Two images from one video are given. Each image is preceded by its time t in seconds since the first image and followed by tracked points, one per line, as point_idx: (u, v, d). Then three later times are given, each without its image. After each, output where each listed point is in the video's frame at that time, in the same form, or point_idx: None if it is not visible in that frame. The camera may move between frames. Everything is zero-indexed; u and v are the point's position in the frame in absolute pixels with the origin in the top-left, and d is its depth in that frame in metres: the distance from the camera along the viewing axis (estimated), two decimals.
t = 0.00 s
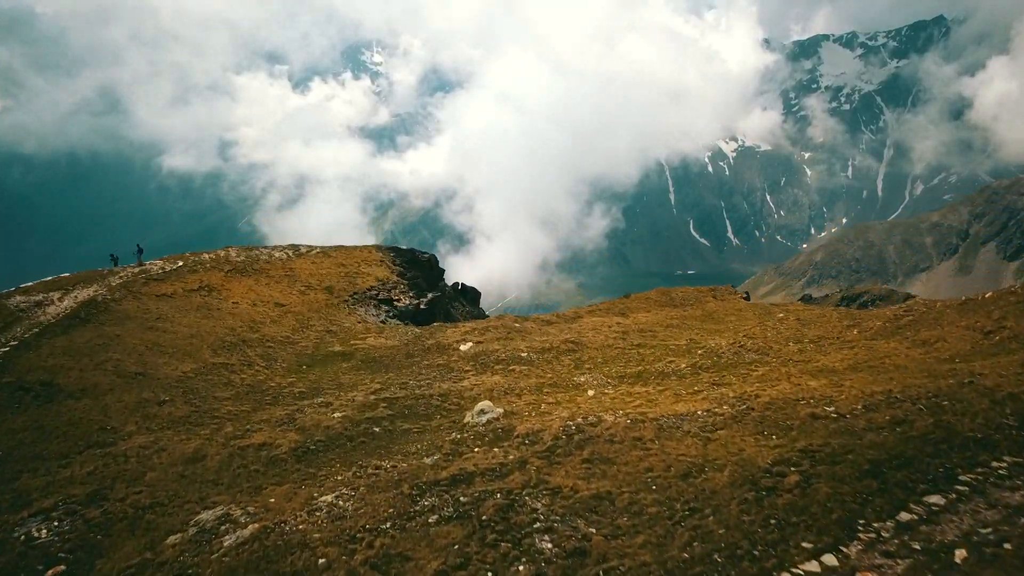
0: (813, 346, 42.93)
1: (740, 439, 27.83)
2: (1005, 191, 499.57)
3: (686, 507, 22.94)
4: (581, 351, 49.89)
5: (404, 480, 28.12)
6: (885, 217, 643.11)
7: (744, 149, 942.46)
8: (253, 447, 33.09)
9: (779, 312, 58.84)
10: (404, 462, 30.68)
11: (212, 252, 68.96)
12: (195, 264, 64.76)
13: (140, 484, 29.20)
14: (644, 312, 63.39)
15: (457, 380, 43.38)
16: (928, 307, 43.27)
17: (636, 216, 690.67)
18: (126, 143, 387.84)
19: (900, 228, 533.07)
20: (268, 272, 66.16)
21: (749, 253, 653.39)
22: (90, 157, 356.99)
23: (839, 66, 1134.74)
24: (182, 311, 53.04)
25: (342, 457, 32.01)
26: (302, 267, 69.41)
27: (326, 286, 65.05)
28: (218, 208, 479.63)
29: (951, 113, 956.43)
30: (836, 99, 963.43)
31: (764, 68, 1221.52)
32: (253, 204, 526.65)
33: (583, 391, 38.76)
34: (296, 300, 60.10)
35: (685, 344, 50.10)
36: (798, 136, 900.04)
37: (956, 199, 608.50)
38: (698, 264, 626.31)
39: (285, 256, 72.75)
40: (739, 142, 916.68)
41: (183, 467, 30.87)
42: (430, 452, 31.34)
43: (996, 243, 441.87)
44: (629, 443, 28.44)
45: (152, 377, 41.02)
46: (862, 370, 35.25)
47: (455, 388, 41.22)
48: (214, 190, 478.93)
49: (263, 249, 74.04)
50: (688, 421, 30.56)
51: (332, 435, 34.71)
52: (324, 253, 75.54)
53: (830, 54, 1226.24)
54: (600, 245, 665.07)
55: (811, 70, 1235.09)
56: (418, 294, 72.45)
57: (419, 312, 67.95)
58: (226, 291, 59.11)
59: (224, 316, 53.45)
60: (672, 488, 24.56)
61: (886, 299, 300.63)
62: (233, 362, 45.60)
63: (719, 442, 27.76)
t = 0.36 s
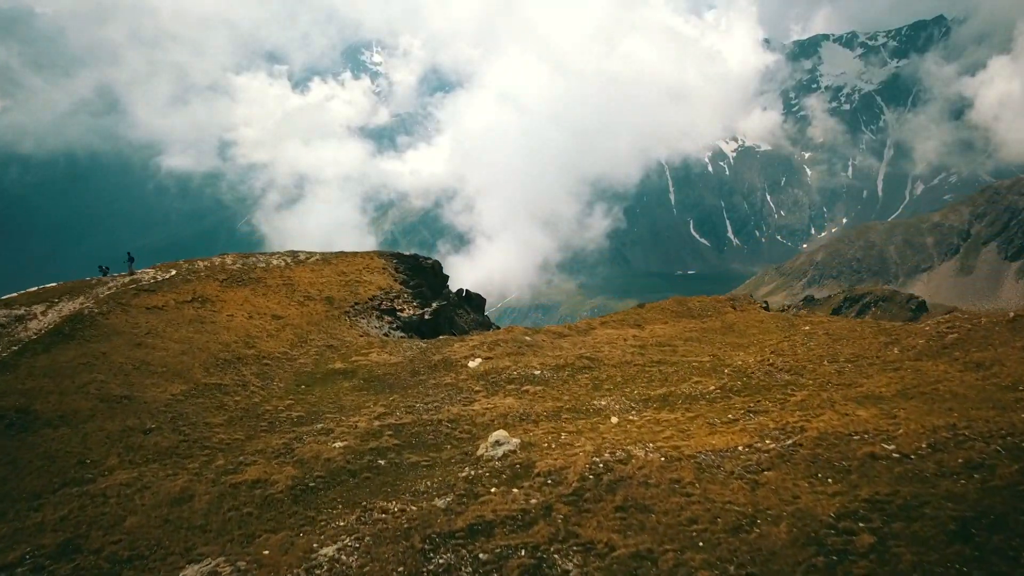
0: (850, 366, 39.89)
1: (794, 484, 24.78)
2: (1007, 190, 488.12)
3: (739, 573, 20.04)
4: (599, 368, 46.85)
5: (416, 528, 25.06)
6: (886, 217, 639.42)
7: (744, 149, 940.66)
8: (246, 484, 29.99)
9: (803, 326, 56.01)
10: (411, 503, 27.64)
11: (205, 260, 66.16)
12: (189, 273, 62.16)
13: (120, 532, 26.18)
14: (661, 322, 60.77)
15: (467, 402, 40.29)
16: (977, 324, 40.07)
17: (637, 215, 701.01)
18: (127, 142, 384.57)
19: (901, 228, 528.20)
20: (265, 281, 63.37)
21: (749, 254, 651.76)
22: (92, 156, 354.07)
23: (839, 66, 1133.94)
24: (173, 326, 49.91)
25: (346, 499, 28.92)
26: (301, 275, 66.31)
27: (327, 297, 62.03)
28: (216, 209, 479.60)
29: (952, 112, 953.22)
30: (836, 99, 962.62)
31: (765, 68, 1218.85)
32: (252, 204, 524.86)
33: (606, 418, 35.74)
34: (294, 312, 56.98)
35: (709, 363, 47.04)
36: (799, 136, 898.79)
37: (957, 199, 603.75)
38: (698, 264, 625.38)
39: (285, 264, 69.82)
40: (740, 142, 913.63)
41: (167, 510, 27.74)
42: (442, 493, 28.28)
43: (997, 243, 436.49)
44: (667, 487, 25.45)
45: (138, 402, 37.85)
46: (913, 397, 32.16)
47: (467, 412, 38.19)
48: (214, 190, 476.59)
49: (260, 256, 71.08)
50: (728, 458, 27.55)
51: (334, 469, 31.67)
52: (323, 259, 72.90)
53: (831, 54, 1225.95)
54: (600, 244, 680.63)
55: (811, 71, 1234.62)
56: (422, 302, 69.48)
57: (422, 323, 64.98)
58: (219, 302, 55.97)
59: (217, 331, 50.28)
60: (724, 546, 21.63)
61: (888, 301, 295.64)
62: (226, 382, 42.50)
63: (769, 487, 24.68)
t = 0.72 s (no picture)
0: (898, 389, 36.55)
1: (861, 540, 21.74)
2: (1008, 190, 485.90)
3: None
4: (618, 388, 43.78)
5: None
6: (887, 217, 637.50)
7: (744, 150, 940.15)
8: (238, 530, 26.88)
9: (831, 340, 52.86)
10: (423, 556, 24.50)
11: (200, 268, 63.32)
12: (183, 282, 59.27)
13: None
14: (680, 335, 57.76)
15: (479, 429, 37.17)
16: None
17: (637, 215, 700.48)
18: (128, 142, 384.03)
19: (902, 228, 524.29)
20: (263, 291, 60.41)
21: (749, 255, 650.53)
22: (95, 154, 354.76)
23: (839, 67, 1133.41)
24: (162, 342, 46.75)
25: (348, 551, 25.84)
26: (300, 285, 63.29)
27: (329, 307, 59.13)
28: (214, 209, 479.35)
29: (952, 112, 951.62)
30: (836, 100, 961.87)
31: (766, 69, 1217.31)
32: (250, 204, 523.68)
33: (634, 450, 32.69)
34: (293, 325, 53.82)
35: (737, 383, 43.78)
36: (799, 137, 897.79)
37: (958, 199, 601.60)
38: (698, 264, 624.86)
39: (283, 272, 66.87)
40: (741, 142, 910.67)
41: (148, 562, 24.72)
42: (454, 543, 25.10)
43: (998, 243, 432.29)
44: (718, 545, 22.27)
45: (122, 430, 34.81)
46: (978, 431, 29.03)
47: (483, 440, 35.06)
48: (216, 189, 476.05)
49: (257, 264, 68.16)
50: (780, 507, 24.32)
51: (333, 511, 28.44)
52: (324, 267, 70.10)
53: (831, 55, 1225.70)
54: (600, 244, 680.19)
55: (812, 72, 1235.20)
56: (427, 313, 66.53)
57: (427, 335, 61.91)
58: (215, 315, 53.06)
59: (210, 348, 47.09)
60: None
61: (891, 303, 290.04)
62: (218, 407, 39.35)
63: (836, 546, 21.48)
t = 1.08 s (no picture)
0: (952, 417, 33.38)
1: None
2: (1009, 190, 482.76)
3: None
4: (641, 412, 40.66)
5: None
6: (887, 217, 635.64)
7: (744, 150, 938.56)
8: None
9: (863, 355, 49.67)
10: None
11: (194, 278, 60.31)
12: (176, 293, 56.27)
13: None
14: (701, 350, 54.54)
15: (494, 460, 34.04)
16: None
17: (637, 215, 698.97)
18: (129, 142, 380.95)
19: (902, 228, 521.31)
20: (259, 302, 57.39)
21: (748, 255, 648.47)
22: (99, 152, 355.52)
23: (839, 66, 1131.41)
24: (151, 360, 43.68)
25: None
26: (298, 295, 60.18)
27: (329, 319, 56.05)
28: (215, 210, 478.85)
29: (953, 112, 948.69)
30: (836, 100, 959.98)
31: (766, 69, 1214.06)
32: (249, 204, 521.16)
33: (667, 489, 29.64)
34: (291, 340, 50.67)
35: (770, 405, 40.58)
36: (799, 137, 895.96)
37: (958, 198, 599.12)
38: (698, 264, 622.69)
39: (281, 281, 63.81)
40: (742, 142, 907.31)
41: None
42: None
43: (999, 243, 427.99)
44: None
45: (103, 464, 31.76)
46: None
47: (500, 475, 31.96)
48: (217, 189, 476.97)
49: (254, 272, 65.15)
50: (848, 566, 21.25)
51: (335, 560, 25.37)
52: (324, 275, 67.07)
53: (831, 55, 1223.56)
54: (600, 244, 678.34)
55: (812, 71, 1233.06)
56: (431, 324, 63.41)
57: (432, 349, 58.91)
58: (209, 329, 50.08)
59: (203, 367, 44.02)
60: None
61: (893, 305, 282.93)
62: (210, 434, 36.21)
63: None
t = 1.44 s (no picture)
0: (1013, 449, 30.35)
1: None
2: (1011, 189, 478.75)
3: None
4: (667, 438, 37.69)
5: None
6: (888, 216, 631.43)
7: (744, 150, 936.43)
8: None
9: (900, 374, 46.56)
10: None
11: (187, 288, 57.41)
12: (168, 305, 53.34)
13: None
14: (724, 367, 51.25)
15: (512, 497, 30.93)
16: None
17: (637, 216, 696.92)
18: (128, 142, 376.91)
19: (903, 228, 517.69)
20: (255, 314, 54.34)
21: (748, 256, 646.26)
22: (102, 152, 356.77)
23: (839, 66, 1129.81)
24: (139, 381, 40.66)
25: None
26: (297, 306, 57.17)
27: (330, 334, 52.70)
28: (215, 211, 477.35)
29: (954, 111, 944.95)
30: (835, 100, 959.53)
31: (767, 70, 1210.95)
32: (247, 204, 519.18)
33: (710, 534, 26.65)
34: (288, 356, 47.59)
35: (808, 432, 37.33)
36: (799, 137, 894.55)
37: (958, 198, 596.00)
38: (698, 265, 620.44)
39: (280, 291, 60.74)
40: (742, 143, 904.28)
41: None
42: None
43: (1001, 243, 423.65)
44: None
45: (78, 506, 28.66)
46: None
47: (519, 516, 28.91)
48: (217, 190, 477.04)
49: (250, 281, 62.13)
50: None
51: None
52: (324, 283, 64.18)
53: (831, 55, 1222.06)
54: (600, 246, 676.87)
55: (812, 71, 1231.43)
56: (436, 336, 60.43)
57: (438, 363, 56.05)
58: (201, 344, 47.20)
59: (193, 389, 40.80)
60: None
61: (897, 305, 271.74)
62: (198, 465, 33.05)
63: None
